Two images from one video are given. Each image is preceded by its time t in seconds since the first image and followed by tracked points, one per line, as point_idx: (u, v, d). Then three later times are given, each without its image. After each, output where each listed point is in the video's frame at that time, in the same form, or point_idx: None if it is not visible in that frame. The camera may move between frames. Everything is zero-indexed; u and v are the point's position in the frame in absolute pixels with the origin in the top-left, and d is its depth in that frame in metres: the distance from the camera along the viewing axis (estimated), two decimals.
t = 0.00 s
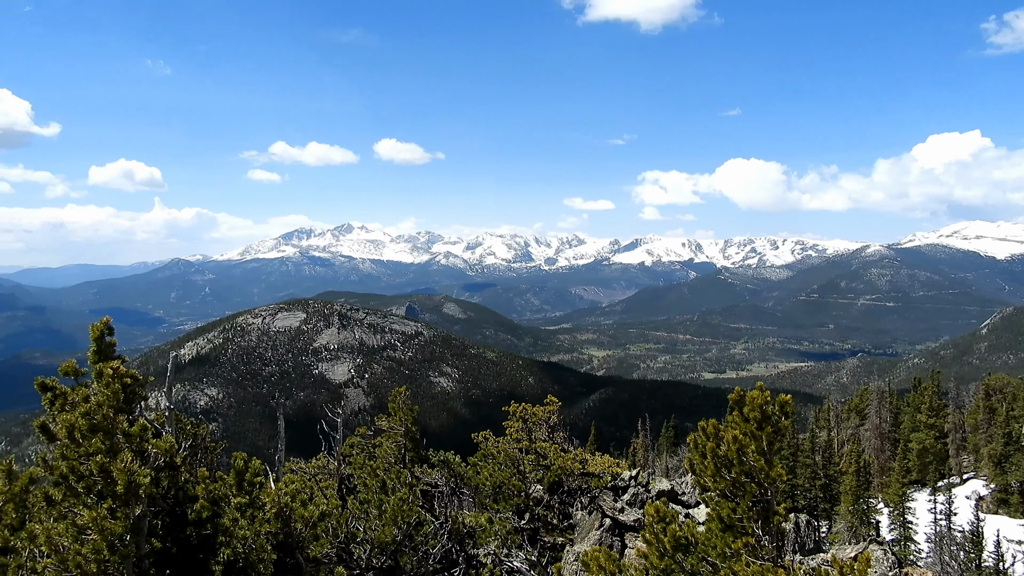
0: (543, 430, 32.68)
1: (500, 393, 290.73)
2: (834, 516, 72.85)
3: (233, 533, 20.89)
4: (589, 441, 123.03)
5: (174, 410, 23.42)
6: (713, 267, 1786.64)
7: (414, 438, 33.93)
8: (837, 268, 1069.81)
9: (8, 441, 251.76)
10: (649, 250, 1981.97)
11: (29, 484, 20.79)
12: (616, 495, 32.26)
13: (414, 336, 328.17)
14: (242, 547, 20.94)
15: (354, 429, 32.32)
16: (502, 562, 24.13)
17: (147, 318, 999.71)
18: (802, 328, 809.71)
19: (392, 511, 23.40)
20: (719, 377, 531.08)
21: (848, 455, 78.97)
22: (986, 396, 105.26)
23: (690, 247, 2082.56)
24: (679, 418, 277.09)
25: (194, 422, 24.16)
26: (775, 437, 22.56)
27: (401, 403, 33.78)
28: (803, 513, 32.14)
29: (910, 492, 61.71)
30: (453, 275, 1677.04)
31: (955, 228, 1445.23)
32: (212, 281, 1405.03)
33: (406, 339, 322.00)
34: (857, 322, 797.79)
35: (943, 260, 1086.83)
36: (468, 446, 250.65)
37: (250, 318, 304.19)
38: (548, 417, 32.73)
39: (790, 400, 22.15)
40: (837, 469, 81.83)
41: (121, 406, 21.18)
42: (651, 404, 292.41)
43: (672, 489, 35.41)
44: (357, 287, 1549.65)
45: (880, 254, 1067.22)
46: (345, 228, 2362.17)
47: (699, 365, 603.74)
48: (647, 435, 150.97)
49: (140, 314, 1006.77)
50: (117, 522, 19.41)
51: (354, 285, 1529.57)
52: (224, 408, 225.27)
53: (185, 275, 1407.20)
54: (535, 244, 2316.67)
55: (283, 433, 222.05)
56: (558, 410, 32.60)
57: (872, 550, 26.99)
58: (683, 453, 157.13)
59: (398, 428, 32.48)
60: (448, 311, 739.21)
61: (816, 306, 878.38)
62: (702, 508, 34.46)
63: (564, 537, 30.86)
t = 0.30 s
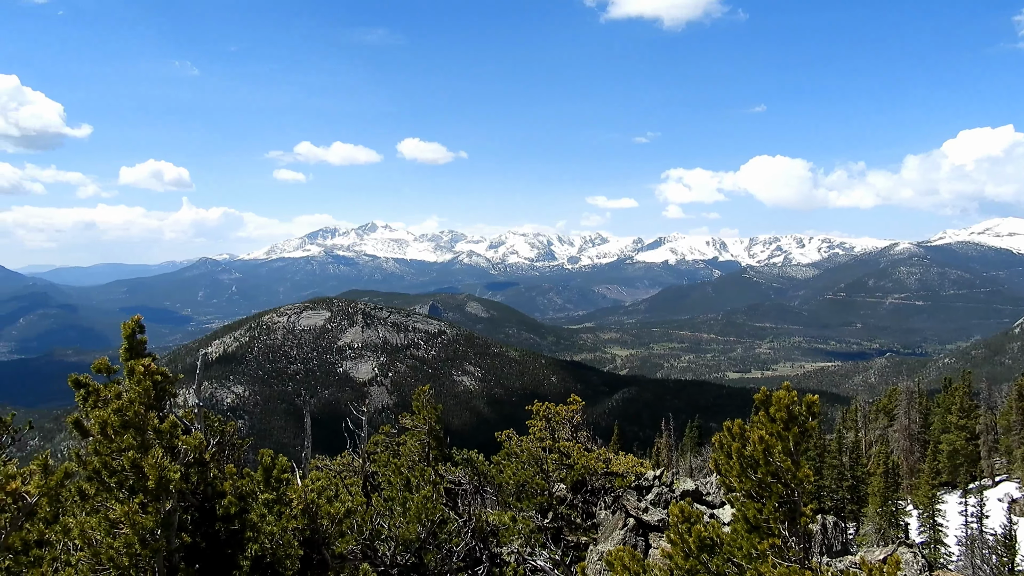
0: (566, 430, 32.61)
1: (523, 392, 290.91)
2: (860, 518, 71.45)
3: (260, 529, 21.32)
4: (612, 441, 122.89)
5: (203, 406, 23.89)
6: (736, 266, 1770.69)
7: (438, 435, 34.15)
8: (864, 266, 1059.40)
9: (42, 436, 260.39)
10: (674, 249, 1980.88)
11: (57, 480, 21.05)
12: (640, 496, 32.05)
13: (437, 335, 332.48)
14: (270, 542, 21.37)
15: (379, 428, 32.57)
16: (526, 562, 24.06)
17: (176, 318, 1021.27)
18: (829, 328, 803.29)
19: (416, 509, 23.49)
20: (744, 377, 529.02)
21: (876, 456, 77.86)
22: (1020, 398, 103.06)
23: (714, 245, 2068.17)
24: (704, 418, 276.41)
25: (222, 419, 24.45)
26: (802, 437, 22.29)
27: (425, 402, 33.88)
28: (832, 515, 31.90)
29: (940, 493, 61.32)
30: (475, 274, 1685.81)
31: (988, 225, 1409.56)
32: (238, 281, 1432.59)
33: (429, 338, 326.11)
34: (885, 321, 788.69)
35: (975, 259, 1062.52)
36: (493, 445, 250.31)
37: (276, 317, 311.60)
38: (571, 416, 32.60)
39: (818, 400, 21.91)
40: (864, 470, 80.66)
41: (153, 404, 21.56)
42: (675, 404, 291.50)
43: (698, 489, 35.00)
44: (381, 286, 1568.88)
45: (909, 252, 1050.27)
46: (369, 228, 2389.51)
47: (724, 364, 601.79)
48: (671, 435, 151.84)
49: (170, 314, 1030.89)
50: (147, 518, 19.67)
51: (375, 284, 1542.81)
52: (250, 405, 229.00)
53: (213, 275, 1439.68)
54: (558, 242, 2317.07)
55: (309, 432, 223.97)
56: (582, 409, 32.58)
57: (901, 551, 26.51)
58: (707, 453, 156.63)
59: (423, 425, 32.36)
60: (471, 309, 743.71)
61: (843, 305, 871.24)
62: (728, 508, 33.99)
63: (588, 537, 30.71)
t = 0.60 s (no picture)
0: (589, 429, 32.62)
1: (544, 392, 290.60)
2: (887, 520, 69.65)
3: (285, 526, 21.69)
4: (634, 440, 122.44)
5: (229, 405, 24.29)
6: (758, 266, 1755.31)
7: (459, 434, 34.21)
8: (890, 265, 1047.93)
9: (72, 432, 267.42)
10: (696, 248, 1975.28)
11: (89, 478, 21.33)
12: (662, 495, 31.80)
13: (458, 335, 335.80)
14: (296, 540, 21.72)
15: (401, 427, 33.01)
16: (549, 563, 24.12)
17: (200, 317, 1039.61)
18: (854, 328, 797.26)
19: (438, 508, 23.61)
20: (767, 377, 527.46)
21: (902, 457, 76.79)
22: None
23: (737, 245, 2051.38)
24: (727, 418, 275.38)
25: (246, 414, 24.69)
26: (828, 438, 22.05)
27: (446, 401, 33.88)
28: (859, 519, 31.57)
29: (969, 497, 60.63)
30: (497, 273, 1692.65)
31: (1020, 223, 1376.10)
32: (263, 279, 1453.29)
33: (451, 338, 329.31)
34: (911, 321, 780.76)
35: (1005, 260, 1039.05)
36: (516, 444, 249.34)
37: (300, 316, 318.05)
38: (593, 415, 32.67)
39: (843, 401, 21.75)
40: (890, 472, 79.52)
41: (180, 400, 21.88)
42: (697, 403, 290.40)
43: (721, 490, 34.66)
44: (403, 285, 1582.10)
45: (937, 251, 1034.61)
46: (390, 228, 2410.87)
47: (746, 364, 600.68)
48: (694, 434, 151.27)
49: (194, 314, 1049.26)
50: (175, 512, 19.87)
51: (394, 283, 1552.97)
52: (274, 402, 232.03)
53: (238, 275, 1468.00)
54: (579, 241, 2315.20)
55: (332, 431, 226.53)
56: (603, 408, 32.59)
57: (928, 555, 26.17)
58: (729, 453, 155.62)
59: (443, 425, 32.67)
60: (493, 308, 748.07)
61: (869, 305, 863.60)
62: (751, 509, 33.72)
63: (609, 537, 30.69)
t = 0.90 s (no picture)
0: (607, 429, 32.82)
1: (562, 391, 290.68)
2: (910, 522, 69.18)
3: (308, 522, 22.03)
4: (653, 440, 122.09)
5: (252, 403, 24.48)
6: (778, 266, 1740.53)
7: (478, 432, 34.32)
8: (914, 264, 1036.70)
9: (98, 429, 274.12)
10: (716, 247, 1967.61)
11: (116, 474, 21.59)
12: (681, 494, 31.60)
13: (477, 334, 338.94)
14: (317, 535, 21.90)
15: (419, 423, 33.32)
16: (568, 561, 24.18)
17: (222, 316, 1057.74)
18: (876, 328, 790.86)
19: (458, 506, 23.66)
20: (788, 377, 525.13)
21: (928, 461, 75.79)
22: None
23: (757, 244, 2039.16)
24: (746, 417, 274.95)
25: (269, 412, 24.66)
26: (850, 439, 21.91)
27: (465, 400, 34.17)
28: (881, 521, 31.43)
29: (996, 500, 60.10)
30: (515, 272, 1696.94)
31: None
32: (281, 280, 1474.45)
33: (470, 337, 332.85)
34: (935, 321, 772.31)
35: None
36: (534, 444, 248.66)
37: (320, 314, 323.84)
38: (612, 414, 32.82)
39: (869, 402, 21.40)
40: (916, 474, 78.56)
41: (203, 398, 22.03)
42: (716, 403, 289.87)
43: (742, 490, 34.14)
44: (421, 285, 1590.63)
45: (963, 251, 1021.21)
46: (409, 228, 2425.69)
47: (767, 364, 598.56)
48: (713, 434, 151.17)
49: (218, 313, 1066.05)
50: (200, 510, 20.06)
51: (411, 282, 1562.05)
52: (295, 400, 235.75)
53: (258, 275, 1487.54)
54: (597, 241, 2310.83)
55: (355, 430, 228.58)
56: (623, 407, 32.60)
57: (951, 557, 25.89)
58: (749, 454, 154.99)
59: (464, 423, 33.08)
60: (510, 308, 750.56)
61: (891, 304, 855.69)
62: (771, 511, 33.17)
63: (628, 537, 30.77)
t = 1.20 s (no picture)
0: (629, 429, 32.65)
1: (582, 391, 290.40)
2: (938, 524, 68.53)
3: (331, 521, 22.17)
4: (674, 440, 122.02)
5: (277, 401, 24.82)
6: (802, 265, 1719.87)
7: (501, 432, 34.60)
8: (942, 264, 1020.03)
9: (126, 426, 281.14)
10: (739, 246, 1953.90)
11: (147, 469, 22.02)
12: (705, 495, 31.30)
13: (497, 334, 341.17)
14: (339, 535, 22.14)
15: (441, 425, 33.74)
16: (589, 561, 24.47)
17: (244, 315, 1074.08)
18: (902, 328, 782.03)
19: (480, 506, 23.75)
20: (813, 378, 520.67)
21: (955, 464, 75.01)
22: None
23: (781, 243, 2019.20)
24: (770, 419, 272.26)
25: (292, 411, 24.85)
26: (881, 440, 21.45)
27: (487, 399, 34.17)
28: (908, 524, 31.23)
29: None
30: (536, 271, 1699.31)
31: None
32: (308, 278, 1492.31)
33: (491, 337, 335.38)
34: (963, 321, 760.50)
35: None
36: (556, 445, 245.67)
37: (342, 315, 331.00)
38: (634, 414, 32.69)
39: (895, 402, 21.17)
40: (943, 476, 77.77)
41: (229, 397, 22.37)
42: (739, 404, 287.32)
43: (767, 492, 33.89)
44: (441, 284, 1597.24)
45: (993, 250, 1000.75)
46: (429, 228, 2438.92)
47: (791, 365, 593.80)
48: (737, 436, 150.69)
49: (242, 312, 1082.99)
50: (226, 507, 20.33)
51: (429, 281, 1567.52)
52: (317, 399, 238.97)
53: (281, 274, 1509.42)
54: (618, 240, 2305.63)
55: (377, 429, 229.22)
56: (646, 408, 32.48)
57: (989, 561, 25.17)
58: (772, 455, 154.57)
59: (485, 423, 33.32)
60: (532, 307, 752.59)
61: (917, 303, 845.00)
62: (797, 513, 32.90)
63: (650, 538, 30.87)
